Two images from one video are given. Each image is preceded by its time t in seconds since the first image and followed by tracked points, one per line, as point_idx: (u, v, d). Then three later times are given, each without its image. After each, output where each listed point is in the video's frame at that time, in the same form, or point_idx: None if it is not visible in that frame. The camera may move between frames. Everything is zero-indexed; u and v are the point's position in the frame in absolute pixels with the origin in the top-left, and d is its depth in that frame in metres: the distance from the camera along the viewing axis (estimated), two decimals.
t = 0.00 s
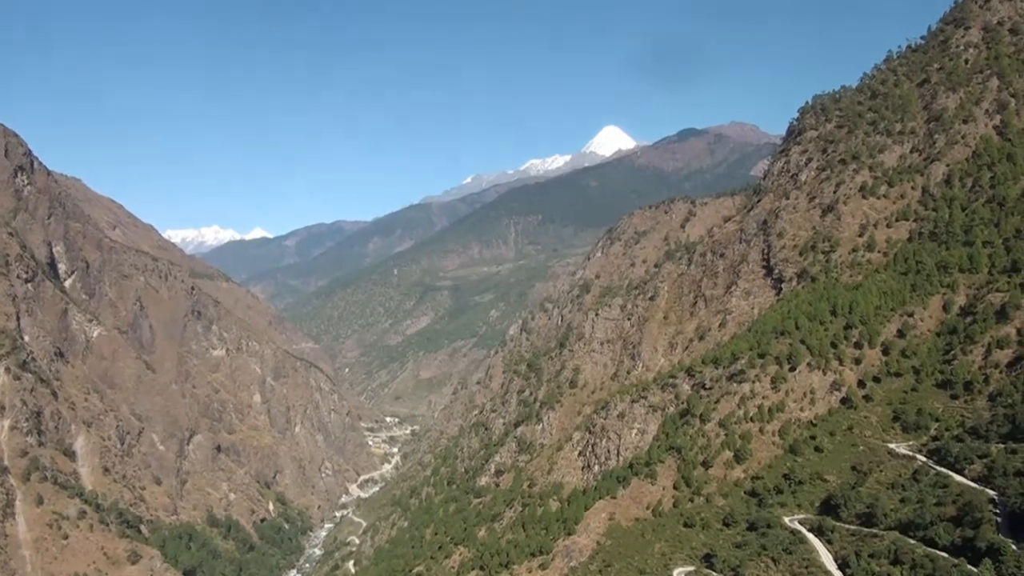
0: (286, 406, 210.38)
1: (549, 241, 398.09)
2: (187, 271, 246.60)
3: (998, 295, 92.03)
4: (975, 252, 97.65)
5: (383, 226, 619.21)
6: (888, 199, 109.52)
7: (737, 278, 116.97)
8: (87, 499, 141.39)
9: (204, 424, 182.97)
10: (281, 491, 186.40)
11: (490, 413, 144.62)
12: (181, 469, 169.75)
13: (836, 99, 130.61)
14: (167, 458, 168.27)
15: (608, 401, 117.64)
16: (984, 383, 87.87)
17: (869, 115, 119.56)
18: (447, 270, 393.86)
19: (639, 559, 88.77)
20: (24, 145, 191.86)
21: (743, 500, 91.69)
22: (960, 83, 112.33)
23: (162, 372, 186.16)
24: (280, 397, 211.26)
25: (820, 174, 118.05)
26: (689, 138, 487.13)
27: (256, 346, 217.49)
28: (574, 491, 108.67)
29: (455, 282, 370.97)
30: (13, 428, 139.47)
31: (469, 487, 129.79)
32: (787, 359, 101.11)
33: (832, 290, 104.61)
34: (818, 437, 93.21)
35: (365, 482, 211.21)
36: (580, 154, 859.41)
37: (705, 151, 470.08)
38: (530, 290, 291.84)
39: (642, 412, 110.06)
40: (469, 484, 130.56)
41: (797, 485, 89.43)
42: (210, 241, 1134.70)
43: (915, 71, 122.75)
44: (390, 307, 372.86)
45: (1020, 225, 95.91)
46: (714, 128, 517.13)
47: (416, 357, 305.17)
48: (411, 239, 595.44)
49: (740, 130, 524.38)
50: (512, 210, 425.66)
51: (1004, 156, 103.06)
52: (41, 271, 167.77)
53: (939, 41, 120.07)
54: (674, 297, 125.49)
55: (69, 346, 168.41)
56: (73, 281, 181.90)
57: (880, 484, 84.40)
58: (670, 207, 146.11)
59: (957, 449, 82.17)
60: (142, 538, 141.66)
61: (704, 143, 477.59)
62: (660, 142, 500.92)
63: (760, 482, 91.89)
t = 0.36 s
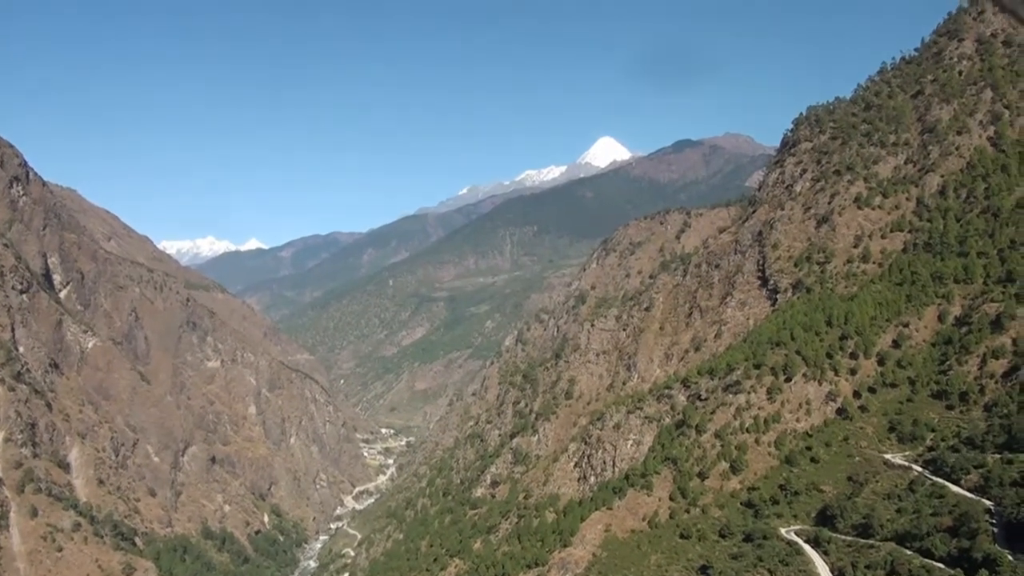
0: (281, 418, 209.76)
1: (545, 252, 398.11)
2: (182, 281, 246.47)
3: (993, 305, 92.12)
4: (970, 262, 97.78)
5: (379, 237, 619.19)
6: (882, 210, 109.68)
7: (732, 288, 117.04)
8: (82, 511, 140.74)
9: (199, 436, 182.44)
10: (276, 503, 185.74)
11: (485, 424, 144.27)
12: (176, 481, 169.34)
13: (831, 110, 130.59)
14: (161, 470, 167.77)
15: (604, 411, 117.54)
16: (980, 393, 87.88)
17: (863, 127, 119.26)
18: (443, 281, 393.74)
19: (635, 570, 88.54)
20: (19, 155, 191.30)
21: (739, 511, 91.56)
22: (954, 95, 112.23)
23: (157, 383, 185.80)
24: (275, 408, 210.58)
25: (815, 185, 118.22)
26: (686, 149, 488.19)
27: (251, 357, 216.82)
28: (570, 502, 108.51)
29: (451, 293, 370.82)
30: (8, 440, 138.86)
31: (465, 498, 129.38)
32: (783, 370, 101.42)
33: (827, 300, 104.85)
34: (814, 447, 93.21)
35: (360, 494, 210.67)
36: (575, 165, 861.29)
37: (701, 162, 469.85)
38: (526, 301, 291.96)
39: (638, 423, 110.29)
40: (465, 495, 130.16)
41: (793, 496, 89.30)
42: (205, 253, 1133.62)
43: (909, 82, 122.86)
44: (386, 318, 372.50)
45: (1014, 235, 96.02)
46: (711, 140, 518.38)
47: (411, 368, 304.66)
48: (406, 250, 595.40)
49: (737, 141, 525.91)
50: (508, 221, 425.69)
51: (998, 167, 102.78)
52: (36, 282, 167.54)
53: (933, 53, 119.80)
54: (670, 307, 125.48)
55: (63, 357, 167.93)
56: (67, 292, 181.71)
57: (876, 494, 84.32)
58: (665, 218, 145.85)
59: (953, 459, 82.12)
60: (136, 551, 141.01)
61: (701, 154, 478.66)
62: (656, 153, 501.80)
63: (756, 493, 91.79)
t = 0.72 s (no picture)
0: (269, 431, 205.89)
1: (541, 262, 395.54)
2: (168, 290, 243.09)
3: (1000, 318, 89.83)
4: (976, 273, 95.53)
5: (370, 246, 615.90)
6: (886, 220, 107.25)
7: (731, 299, 114.35)
8: (62, 528, 137.01)
9: (184, 450, 179.02)
10: (263, 519, 181.95)
11: (479, 438, 141.16)
12: (160, 496, 166.06)
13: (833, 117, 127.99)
14: (145, 485, 164.40)
15: (601, 425, 114.69)
16: (987, 408, 85.50)
17: (866, 135, 116.41)
18: (436, 291, 390.59)
19: None
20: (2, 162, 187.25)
21: (739, 528, 88.60)
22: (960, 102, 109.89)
23: (142, 396, 182.93)
24: (264, 421, 206.57)
25: (817, 194, 115.49)
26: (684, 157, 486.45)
27: (239, 368, 212.88)
28: (566, 519, 105.65)
29: (444, 303, 367.84)
30: None
31: (458, 514, 126.15)
32: (784, 384, 98.54)
33: (829, 312, 102.22)
34: (816, 463, 90.61)
35: (350, 510, 206.76)
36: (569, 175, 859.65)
37: (699, 170, 469.04)
38: (521, 312, 289.00)
39: (635, 437, 107.66)
40: (458, 512, 126.91)
41: (795, 513, 86.43)
42: (194, 262, 1127.82)
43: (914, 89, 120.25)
44: (377, 329, 368.87)
45: (1022, 246, 93.67)
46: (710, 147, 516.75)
47: (403, 380, 301.17)
48: (399, 259, 591.86)
49: (736, 149, 524.38)
50: (503, 230, 423.26)
51: (1005, 176, 100.68)
52: (17, 292, 164.80)
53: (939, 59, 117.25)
54: (668, 318, 122.78)
55: (45, 369, 164.44)
56: (50, 302, 179.63)
57: (880, 511, 81.53)
58: (663, 227, 142.76)
59: (959, 475, 79.48)
60: (118, 569, 137.33)
61: (700, 162, 476.93)
62: (654, 161, 499.94)
63: (756, 509, 88.89)
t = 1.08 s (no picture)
0: (252, 448, 199.30)
1: (537, 271, 391.76)
2: (146, 300, 237.34)
3: (1019, 331, 85.21)
4: (993, 285, 90.99)
5: (357, 255, 610.12)
6: (897, 229, 102.83)
7: (736, 311, 109.78)
8: (32, 551, 131.51)
9: (163, 467, 173.72)
10: (245, 541, 176.21)
11: (472, 455, 135.95)
12: (137, 516, 160.55)
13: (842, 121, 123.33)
14: (121, 504, 158.68)
15: (600, 442, 109.80)
16: (1005, 426, 80.81)
17: (877, 140, 111.77)
18: (427, 302, 385.24)
19: None
20: None
21: (744, 551, 83.74)
22: (977, 106, 105.16)
23: (118, 411, 176.54)
24: (247, 438, 199.48)
25: (825, 202, 111.04)
26: (687, 163, 482.63)
27: (221, 382, 206.58)
28: (562, 541, 100.88)
29: (436, 315, 362.64)
30: None
31: (449, 535, 120.77)
32: (790, 399, 94.10)
33: (838, 324, 97.84)
34: (825, 483, 86.08)
35: (337, 531, 199.29)
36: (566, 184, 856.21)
37: (704, 177, 464.40)
38: (515, 325, 284.05)
39: (636, 455, 103.04)
40: (449, 533, 121.52)
41: (803, 535, 81.45)
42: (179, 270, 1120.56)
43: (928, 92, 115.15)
44: (367, 341, 362.91)
45: None
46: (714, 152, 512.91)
47: (393, 395, 295.33)
48: (389, 269, 585.73)
49: (741, 155, 521.10)
50: (498, 238, 419.19)
51: None
52: None
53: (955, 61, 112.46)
54: (670, 331, 118.07)
55: (15, 382, 159.76)
56: (21, 312, 172.54)
57: (893, 534, 76.89)
58: (665, 236, 137.81)
59: (976, 496, 74.92)
60: None
61: (703, 168, 472.87)
62: (657, 166, 495.92)
63: (762, 531, 84.12)
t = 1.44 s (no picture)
0: (233, 465, 192.18)
1: (534, 280, 386.91)
2: (121, 309, 231.08)
3: None
4: (1016, 295, 85.92)
5: (343, 261, 603.55)
6: (914, 235, 97.85)
7: (743, 322, 104.64)
8: None
9: (138, 485, 168.23)
10: (224, 563, 167.95)
11: (465, 473, 130.24)
12: (109, 537, 155.96)
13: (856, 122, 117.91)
14: (92, 525, 153.87)
15: (600, 459, 104.44)
16: None
17: (892, 142, 106.56)
18: (418, 311, 379.09)
19: None
20: None
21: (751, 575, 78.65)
22: (999, 107, 99.69)
23: (91, 425, 170.49)
24: (227, 454, 192.38)
25: (837, 207, 105.79)
26: (691, 166, 476.87)
27: (200, 395, 199.69)
28: (561, 564, 95.77)
29: (427, 325, 356.74)
30: None
31: (440, 557, 114.90)
32: (801, 414, 88.83)
33: (850, 335, 92.63)
34: (838, 502, 80.88)
35: (321, 553, 191.78)
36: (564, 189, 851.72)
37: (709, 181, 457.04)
38: (511, 337, 278.51)
39: (638, 473, 97.73)
40: (440, 555, 115.63)
41: (814, 557, 76.03)
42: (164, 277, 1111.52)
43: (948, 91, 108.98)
44: (355, 352, 356.41)
45: None
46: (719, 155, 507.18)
47: (382, 409, 288.93)
48: (379, 276, 578.65)
49: (747, 158, 516.15)
50: (493, 245, 414.32)
51: None
52: None
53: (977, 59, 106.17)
54: (673, 343, 112.91)
55: None
56: None
57: (910, 556, 71.37)
58: (668, 243, 132.46)
59: (999, 517, 69.94)
60: None
61: (708, 171, 467.05)
62: (660, 169, 489.99)
63: (771, 554, 78.93)
